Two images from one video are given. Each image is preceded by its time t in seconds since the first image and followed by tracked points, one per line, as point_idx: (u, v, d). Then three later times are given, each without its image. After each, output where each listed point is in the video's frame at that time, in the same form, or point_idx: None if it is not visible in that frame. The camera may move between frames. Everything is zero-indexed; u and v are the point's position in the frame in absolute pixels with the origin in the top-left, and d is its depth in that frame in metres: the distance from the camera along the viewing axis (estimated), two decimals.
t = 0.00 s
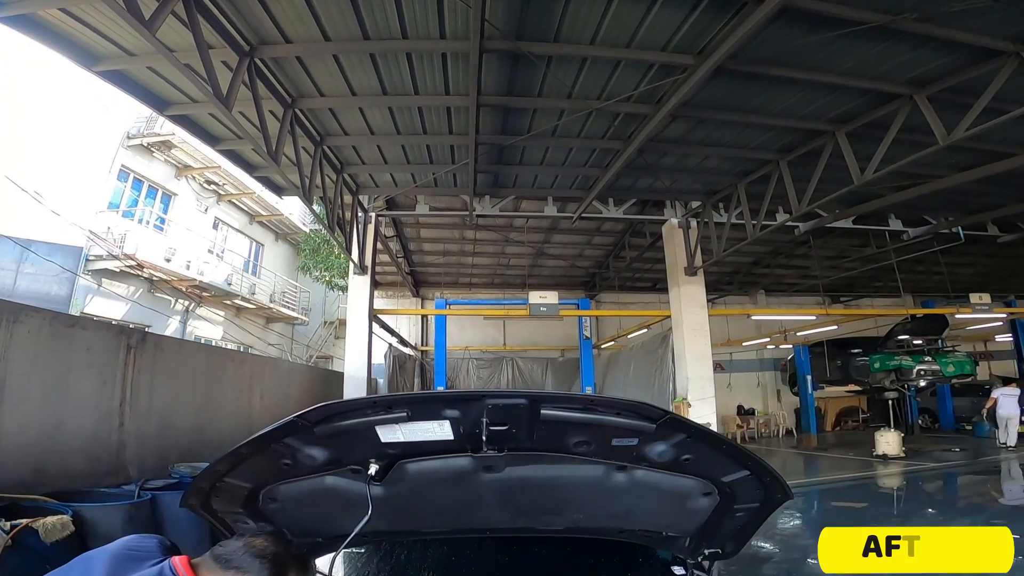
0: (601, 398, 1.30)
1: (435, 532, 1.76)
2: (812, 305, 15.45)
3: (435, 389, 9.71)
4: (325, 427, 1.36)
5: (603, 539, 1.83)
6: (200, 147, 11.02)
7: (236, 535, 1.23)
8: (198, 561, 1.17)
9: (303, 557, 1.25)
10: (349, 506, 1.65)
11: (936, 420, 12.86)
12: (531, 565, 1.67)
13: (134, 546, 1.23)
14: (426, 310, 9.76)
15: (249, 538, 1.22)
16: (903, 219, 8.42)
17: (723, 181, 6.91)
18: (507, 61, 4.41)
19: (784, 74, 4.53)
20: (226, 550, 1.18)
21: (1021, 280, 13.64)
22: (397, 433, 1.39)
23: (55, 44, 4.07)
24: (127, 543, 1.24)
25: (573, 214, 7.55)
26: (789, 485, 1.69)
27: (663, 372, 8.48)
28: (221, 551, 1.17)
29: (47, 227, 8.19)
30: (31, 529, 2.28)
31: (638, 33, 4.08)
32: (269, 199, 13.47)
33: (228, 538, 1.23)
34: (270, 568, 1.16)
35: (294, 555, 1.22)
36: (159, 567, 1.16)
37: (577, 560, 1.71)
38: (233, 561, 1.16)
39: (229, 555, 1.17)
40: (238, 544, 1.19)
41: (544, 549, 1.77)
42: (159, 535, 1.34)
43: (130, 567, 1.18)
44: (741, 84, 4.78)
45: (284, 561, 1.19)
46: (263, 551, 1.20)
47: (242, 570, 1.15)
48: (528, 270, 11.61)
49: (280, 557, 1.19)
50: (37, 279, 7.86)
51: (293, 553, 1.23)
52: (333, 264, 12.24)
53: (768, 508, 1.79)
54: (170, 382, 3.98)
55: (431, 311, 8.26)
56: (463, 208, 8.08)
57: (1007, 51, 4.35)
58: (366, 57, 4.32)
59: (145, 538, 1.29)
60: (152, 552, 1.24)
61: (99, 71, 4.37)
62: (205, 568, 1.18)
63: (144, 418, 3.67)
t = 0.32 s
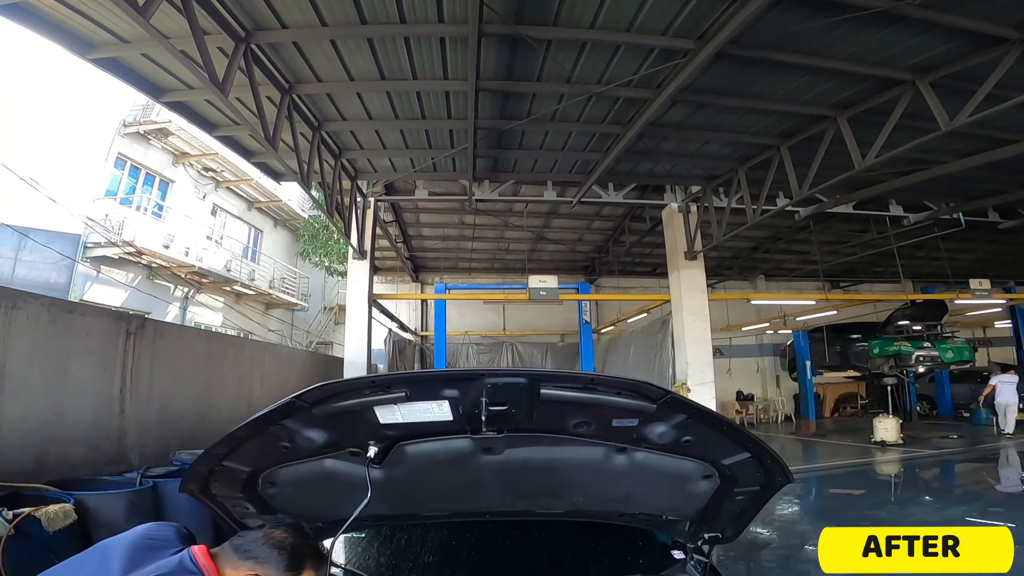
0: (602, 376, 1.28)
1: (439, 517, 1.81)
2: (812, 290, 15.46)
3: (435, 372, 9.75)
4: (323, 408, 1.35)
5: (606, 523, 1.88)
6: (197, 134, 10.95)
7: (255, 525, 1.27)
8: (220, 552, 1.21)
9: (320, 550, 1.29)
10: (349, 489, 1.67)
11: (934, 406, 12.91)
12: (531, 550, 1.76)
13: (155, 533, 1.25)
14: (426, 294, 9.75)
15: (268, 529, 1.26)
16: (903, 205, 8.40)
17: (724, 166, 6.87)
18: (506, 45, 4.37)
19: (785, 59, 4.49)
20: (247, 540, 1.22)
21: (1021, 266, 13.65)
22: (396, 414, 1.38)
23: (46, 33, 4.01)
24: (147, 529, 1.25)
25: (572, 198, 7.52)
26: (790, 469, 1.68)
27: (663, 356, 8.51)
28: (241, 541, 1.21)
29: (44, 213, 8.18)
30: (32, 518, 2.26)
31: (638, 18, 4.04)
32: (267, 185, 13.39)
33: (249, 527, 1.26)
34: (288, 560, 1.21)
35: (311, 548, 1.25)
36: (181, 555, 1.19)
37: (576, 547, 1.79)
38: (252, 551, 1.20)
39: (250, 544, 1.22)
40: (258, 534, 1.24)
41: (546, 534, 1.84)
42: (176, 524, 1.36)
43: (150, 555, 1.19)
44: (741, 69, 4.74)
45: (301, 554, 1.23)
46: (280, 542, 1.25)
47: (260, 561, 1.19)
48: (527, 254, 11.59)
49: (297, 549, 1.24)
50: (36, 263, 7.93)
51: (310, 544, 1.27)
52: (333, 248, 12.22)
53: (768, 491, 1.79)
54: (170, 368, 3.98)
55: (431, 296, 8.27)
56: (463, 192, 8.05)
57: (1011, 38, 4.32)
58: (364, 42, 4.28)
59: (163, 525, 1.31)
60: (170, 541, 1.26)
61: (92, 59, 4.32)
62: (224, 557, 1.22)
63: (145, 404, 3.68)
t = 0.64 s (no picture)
0: (602, 348, 1.24)
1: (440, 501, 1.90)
2: (812, 272, 15.45)
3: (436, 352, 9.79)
4: (321, 385, 1.32)
5: (606, 504, 1.94)
6: (193, 120, 10.87)
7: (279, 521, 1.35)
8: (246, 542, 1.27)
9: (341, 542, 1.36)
10: (348, 468, 1.66)
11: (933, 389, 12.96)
12: (530, 534, 1.89)
13: (180, 520, 1.29)
14: (426, 276, 9.73)
15: (293, 522, 1.34)
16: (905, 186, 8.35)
17: (725, 147, 6.82)
18: (504, 26, 4.32)
19: (786, 41, 4.45)
20: (271, 531, 1.29)
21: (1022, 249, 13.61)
22: (394, 391, 1.35)
23: (37, 20, 3.96)
24: (172, 517, 1.29)
25: (572, 179, 7.49)
26: (792, 448, 1.64)
27: (663, 337, 8.53)
28: (266, 533, 1.29)
29: (40, 197, 8.31)
30: (39, 505, 2.27)
31: None
32: (265, 169, 13.30)
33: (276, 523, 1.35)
34: (311, 551, 1.27)
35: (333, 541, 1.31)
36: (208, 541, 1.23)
37: (576, 530, 1.90)
38: (276, 542, 1.26)
39: (274, 535, 1.29)
40: (283, 527, 1.31)
41: (546, 516, 1.94)
42: (198, 511, 1.40)
43: (176, 542, 1.23)
44: (742, 50, 4.69)
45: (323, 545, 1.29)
46: (305, 534, 1.32)
47: (284, 552, 1.25)
48: (527, 235, 11.55)
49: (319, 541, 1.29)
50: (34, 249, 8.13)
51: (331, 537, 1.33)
52: (332, 231, 12.20)
53: (770, 471, 1.76)
54: (170, 353, 3.98)
55: (430, 277, 8.27)
56: (462, 174, 8.01)
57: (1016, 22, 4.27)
58: (360, 24, 4.22)
59: (186, 513, 1.35)
60: (195, 530, 1.29)
61: (82, 44, 4.26)
62: (249, 547, 1.27)
63: (146, 389, 3.69)
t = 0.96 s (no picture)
0: (605, 323, 1.19)
1: (442, 483, 1.88)
2: (813, 253, 15.42)
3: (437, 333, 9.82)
4: (320, 363, 1.28)
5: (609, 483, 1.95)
6: (190, 106, 10.83)
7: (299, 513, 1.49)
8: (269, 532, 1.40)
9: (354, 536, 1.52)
10: (349, 449, 1.63)
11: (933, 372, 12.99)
12: (530, 513, 1.91)
13: (200, 507, 1.39)
14: (426, 259, 9.71)
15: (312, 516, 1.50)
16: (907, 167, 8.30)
17: (726, 128, 6.78)
18: (502, 7, 4.28)
19: (788, 22, 4.40)
20: (295, 523, 1.43)
21: None
22: (394, 368, 1.31)
23: (30, 7, 3.93)
24: (191, 505, 1.38)
25: (572, 161, 7.46)
26: (795, 427, 1.60)
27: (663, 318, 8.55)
28: (289, 525, 1.43)
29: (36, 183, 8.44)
30: (44, 494, 2.26)
31: None
32: (263, 154, 13.22)
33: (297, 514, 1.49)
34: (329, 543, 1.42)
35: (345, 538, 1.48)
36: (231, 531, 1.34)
37: (578, 509, 1.91)
38: (298, 534, 1.41)
39: (298, 526, 1.43)
40: (305, 520, 1.46)
41: (549, 498, 1.95)
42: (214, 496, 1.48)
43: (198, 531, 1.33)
44: (743, 32, 4.65)
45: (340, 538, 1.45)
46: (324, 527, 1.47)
47: (306, 543, 1.40)
48: (527, 217, 11.51)
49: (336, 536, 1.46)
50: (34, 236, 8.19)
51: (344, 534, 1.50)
52: (331, 215, 12.21)
53: (772, 450, 1.72)
54: (172, 338, 3.97)
55: (431, 260, 8.27)
56: (461, 157, 7.97)
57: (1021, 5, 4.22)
58: (357, 6, 4.18)
59: (202, 499, 1.43)
60: (215, 518, 1.40)
61: (75, 33, 4.23)
62: (273, 537, 1.40)
63: (149, 376, 3.69)
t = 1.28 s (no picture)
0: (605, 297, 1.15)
1: (443, 465, 1.83)
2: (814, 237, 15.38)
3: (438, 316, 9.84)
4: (320, 340, 1.23)
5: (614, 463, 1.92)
6: (187, 93, 10.80)
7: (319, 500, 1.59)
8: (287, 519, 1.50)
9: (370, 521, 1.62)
10: (347, 429, 1.58)
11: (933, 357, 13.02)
12: (531, 495, 1.93)
13: (219, 495, 1.46)
14: (426, 242, 9.69)
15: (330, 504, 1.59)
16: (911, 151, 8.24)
17: (727, 112, 6.72)
18: None
19: (791, 6, 4.35)
20: (311, 513, 1.52)
21: None
22: (394, 344, 1.26)
23: None
24: (209, 493, 1.44)
25: (572, 144, 7.44)
26: (797, 407, 1.54)
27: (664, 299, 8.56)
28: (306, 513, 1.52)
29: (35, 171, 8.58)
30: (47, 480, 2.26)
31: None
32: (262, 139, 13.15)
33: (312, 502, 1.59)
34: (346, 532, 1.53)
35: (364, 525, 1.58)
36: (250, 518, 1.46)
37: (579, 491, 1.93)
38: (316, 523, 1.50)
39: (315, 515, 1.52)
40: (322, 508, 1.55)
41: (551, 479, 1.97)
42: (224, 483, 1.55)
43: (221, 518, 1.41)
44: (746, 15, 4.60)
45: (356, 527, 1.56)
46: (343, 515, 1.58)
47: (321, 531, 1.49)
48: (528, 200, 11.46)
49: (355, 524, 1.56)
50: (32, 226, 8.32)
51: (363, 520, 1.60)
52: (331, 200, 12.25)
53: (774, 431, 1.66)
54: (173, 323, 3.95)
55: (431, 243, 8.26)
56: (460, 140, 7.94)
57: None
58: None
59: (216, 487, 1.49)
60: (231, 505, 1.47)
61: (68, 20, 4.18)
62: (292, 524, 1.51)
63: (150, 361, 3.68)
